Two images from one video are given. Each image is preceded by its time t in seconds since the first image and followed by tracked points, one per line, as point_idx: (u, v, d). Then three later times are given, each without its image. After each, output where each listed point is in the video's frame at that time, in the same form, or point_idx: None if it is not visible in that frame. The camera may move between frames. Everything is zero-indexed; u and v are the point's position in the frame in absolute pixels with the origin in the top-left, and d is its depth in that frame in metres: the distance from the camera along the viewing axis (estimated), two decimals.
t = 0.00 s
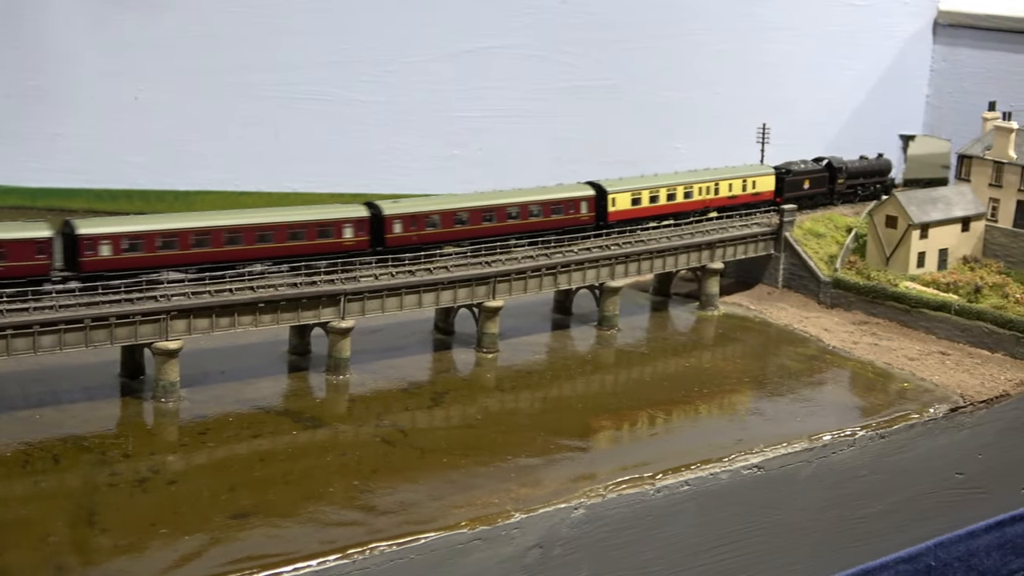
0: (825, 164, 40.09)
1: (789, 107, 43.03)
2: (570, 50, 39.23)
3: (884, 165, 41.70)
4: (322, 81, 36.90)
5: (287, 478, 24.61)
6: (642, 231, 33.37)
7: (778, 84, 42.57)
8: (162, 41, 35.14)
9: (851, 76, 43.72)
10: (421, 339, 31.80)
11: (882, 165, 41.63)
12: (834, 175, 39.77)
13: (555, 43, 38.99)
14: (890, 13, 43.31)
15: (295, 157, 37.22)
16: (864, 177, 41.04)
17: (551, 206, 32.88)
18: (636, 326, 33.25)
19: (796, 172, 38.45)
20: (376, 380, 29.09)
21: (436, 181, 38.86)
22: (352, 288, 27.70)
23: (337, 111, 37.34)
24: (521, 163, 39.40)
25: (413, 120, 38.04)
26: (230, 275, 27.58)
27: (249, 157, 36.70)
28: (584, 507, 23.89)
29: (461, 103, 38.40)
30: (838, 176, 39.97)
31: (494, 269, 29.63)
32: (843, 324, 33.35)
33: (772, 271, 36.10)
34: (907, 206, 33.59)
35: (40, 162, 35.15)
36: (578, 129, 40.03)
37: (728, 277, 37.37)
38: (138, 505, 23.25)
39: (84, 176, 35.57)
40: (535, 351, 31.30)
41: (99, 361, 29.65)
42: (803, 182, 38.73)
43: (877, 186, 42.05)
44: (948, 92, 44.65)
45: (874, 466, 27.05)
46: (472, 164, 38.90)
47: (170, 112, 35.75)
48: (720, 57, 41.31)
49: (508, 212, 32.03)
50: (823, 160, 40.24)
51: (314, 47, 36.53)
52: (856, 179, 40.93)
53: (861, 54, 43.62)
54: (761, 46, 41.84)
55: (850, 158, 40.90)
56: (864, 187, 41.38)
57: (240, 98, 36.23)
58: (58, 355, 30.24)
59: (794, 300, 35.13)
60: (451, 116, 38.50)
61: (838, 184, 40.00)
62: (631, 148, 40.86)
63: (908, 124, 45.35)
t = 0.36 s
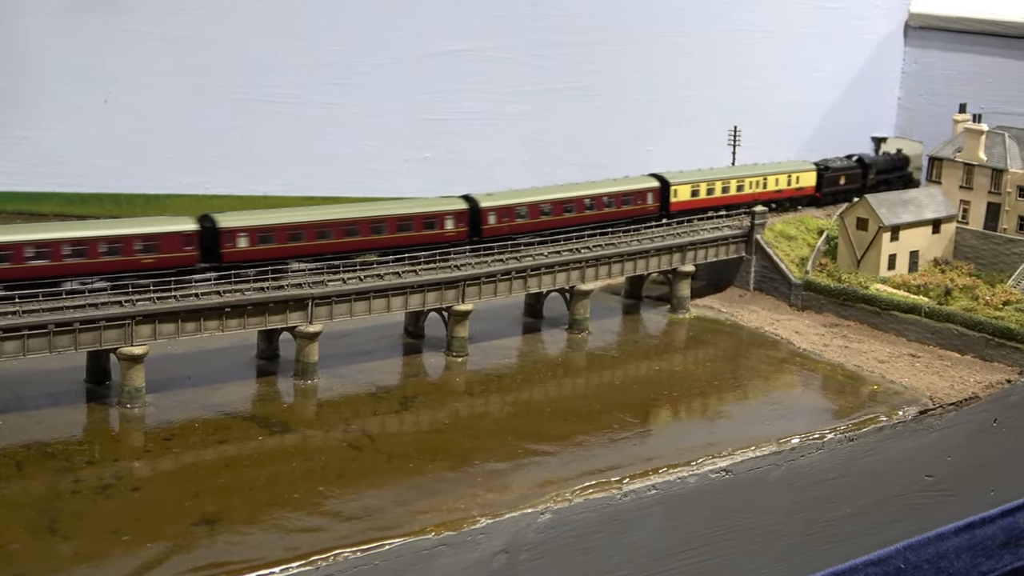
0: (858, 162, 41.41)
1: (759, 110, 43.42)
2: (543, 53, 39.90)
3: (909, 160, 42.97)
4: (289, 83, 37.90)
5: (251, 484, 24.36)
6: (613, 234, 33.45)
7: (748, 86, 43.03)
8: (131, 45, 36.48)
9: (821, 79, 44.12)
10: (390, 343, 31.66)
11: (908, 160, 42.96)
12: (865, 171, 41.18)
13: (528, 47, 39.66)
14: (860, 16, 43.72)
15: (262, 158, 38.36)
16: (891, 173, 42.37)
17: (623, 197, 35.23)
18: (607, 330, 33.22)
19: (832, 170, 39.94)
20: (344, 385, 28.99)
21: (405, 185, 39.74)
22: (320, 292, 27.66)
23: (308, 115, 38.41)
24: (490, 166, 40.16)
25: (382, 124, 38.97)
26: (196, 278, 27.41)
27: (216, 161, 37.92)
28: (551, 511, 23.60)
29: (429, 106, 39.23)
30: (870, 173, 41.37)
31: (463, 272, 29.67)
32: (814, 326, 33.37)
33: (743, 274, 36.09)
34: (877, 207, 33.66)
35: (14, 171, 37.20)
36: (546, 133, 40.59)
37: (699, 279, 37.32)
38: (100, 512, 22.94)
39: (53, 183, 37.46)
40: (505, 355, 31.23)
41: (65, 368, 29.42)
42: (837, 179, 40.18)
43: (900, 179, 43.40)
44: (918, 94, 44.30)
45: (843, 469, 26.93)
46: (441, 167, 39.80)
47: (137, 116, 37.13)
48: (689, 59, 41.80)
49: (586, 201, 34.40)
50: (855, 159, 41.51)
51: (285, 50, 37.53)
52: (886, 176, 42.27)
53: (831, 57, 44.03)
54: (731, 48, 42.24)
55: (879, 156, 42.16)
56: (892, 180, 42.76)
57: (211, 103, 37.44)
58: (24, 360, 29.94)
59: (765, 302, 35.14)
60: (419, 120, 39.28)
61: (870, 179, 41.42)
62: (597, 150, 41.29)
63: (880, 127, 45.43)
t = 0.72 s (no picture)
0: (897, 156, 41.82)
1: (747, 111, 43.75)
2: (532, 54, 41.05)
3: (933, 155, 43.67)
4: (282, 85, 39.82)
5: (234, 485, 24.23)
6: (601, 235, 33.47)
7: (736, 88, 43.43)
8: (122, 45, 38.48)
9: (811, 80, 44.34)
10: (375, 345, 31.58)
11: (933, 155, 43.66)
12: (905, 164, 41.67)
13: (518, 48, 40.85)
14: (850, 17, 43.94)
15: (250, 159, 40.32)
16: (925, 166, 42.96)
17: (696, 187, 36.72)
18: (594, 331, 33.20)
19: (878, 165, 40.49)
20: (329, 386, 28.90)
21: (396, 183, 41.48)
22: (305, 293, 27.61)
23: (297, 114, 40.22)
24: (476, 164, 41.63)
25: (371, 125, 40.70)
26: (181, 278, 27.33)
27: (201, 163, 40.01)
28: (535, 513, 23.48)
29: (419, 106, 40.79)
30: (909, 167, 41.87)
31: (449, 273, 29.66)
32: (801, 328, 33.33)
33: (731, 276, 36.05)
34: (865, 209, 33.63)
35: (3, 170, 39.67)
36: (536, 134, 41.79)
37: (687, 281, 37.26)
38: (81, 513, 22.76)
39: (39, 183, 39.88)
40: (492, 356, 31.16)
41: (49, 368, 29.31)
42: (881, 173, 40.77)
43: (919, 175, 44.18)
44: (907, 96, 44.35)
45: (828, 471, 26.83)
46: (430, 167, 41.38)
47: (123, 117, 39.24)
48: (678, 60, 42.40)
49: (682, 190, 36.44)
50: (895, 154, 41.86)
51: (275, 50, 39.33)
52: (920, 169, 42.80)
53: (820, 57, 44.21)
54: (715, 51, 42.73)
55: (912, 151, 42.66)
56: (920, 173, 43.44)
57: (198, 102, 39.48)
58: (9, 361, 29.78)
59: (752, 304, 35.10)
60: (410, 121, 40.86)
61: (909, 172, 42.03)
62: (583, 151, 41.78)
63: (869, 129, 45.41)
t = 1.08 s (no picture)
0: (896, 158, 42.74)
1: (742, 111, 43.82)
2: (526, 54, 41.25)
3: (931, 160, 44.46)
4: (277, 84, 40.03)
5: (227, 485, 24.20)
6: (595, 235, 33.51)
7: (731, 88, 43.48)
8: (117, 46, 38.62)
9: (805, 81, 44.47)
10: (368, 344, 31.56)
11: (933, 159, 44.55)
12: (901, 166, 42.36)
13: (512, 48, 41.08)
14: (843, 18, 44.10)
15: (245, 159, 40.38)
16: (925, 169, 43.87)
17: (768, 178, 38.38)
18: (588, 331, 33.23)
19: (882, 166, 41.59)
20: (322, 385, 28.90)
21: (393, 183, 41.60)
22: (298, 293, 27.61)
23: (291, 114, 40.42)
24: (472, 163, 41.70)
25: (365, 125, 40.85)
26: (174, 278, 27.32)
27: (196, 163, 40.17)
28: (528, 512, 23.48)
29: (413, 106, 40.95)
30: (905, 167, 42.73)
31: (442, 273, 29.68)
32: (795, 328, 33.37)
33: (725, 276, 36.07)
34: (859, 209, 33.67)
35: None
36: (531, 134, 41.91)
37: (681, 281, 37.26)
38: (73, 513, 22.72)
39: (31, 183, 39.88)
40: (486, 355, 31.18)
41: (42, 368, 29.26)
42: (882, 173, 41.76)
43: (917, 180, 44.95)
44: (901, 97, 43.87)
45: (821, 471, 26.81)
46: (424, 168, 41.51)
47: (118, 117, 39.27)
48: (673, 61, 42.54)
49: (754, 180, 38.20)
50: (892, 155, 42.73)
51: (271, 51, 39.58)
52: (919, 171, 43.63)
53: (814, 58, 44.32)
54: (709, 51, 42.82)
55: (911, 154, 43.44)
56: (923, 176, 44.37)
57: (193, 101, 39.60)
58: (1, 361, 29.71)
59: (746, 304, 35.13)
60: (406, 120, 41.04)
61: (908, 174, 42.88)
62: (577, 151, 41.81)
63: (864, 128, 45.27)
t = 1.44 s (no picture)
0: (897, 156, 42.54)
1: (745, 111, 43.88)
2: (530, 54, 41.33)
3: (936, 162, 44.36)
4: (279, 83, 40.60)
5: (236, 483, 24.24)
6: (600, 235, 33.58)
7: (734, 88, 43.57)
8: (120, 45, 39.72)
9: (807, 80, 44.54)
10: (374, 343, 31.60)
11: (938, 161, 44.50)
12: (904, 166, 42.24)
13: (515, 48, 41.14)
14: (845, 18, 44.18)
15: (249, 159, 41.22)
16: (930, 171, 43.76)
17: (835, 172, 39.75)
18: (594, 330, 33.27)
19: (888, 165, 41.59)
20: (329, 384, 28.94)
21: (396, 181, 41.92)
22: (305, 291, 27.65)
23: (295, 114, 41.01)
24: (475, 163, 41.89)
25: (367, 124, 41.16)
26: (181, 276, 27.36)
27: (201, 162, 41.12)
28: (536, 510, 23.54)
29: (417, 106, 41.22)
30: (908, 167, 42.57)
31: (448, 272, 29.73)
32: (800, 327, 33.44)
33: (729, 275, 36.13)
34: (863, 208, 33.72)
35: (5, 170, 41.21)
36: (534, 132, 42.02)
37: (685, 280, 37.30)
38: (82, 510, 22.77)
39: (37, 181, 41.31)
40: (492, 354, 31.22)
41: (48, 366, 29.32)
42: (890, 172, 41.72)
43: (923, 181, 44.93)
44: (905, 96, 43.53)
45: (827, 469, 26.90)
46: (429, 167, 41.76)
47: (123, 117, 40.47)
48: (677, 60, 42.60)
49: (820, 174, 39.51)
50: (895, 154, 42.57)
51: (274, 51, 40.21)
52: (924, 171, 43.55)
53: (817, 57, 44.41)
54: (713, 50, 42.87)
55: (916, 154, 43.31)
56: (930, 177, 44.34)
57: (196, 101, 40.53)
58: (8, 359, 29.80)
59: (751, 303, 35.20)
60: (410, 120, 41.32)
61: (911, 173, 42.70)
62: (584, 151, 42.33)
63: (868, 128, 45.08)
